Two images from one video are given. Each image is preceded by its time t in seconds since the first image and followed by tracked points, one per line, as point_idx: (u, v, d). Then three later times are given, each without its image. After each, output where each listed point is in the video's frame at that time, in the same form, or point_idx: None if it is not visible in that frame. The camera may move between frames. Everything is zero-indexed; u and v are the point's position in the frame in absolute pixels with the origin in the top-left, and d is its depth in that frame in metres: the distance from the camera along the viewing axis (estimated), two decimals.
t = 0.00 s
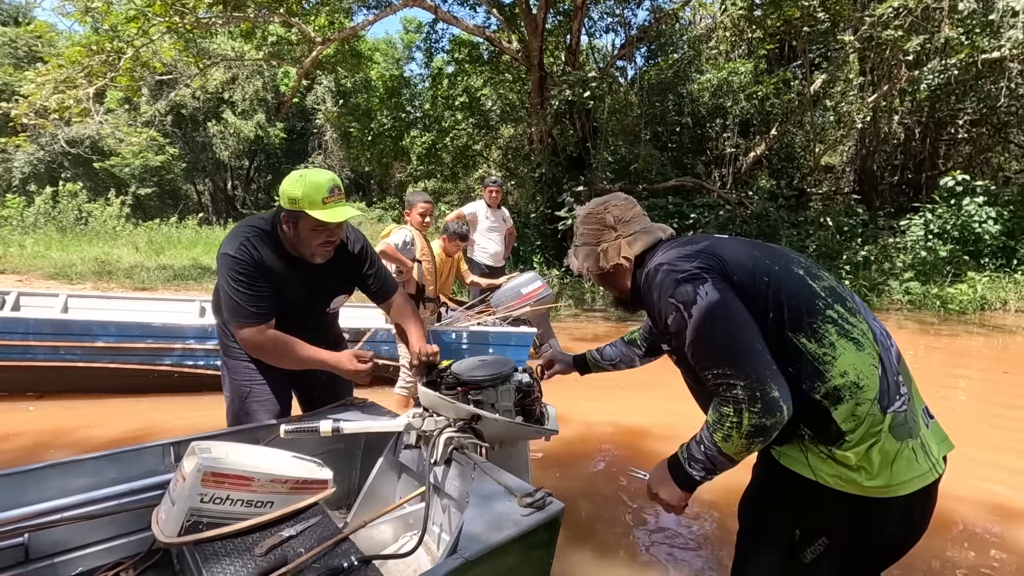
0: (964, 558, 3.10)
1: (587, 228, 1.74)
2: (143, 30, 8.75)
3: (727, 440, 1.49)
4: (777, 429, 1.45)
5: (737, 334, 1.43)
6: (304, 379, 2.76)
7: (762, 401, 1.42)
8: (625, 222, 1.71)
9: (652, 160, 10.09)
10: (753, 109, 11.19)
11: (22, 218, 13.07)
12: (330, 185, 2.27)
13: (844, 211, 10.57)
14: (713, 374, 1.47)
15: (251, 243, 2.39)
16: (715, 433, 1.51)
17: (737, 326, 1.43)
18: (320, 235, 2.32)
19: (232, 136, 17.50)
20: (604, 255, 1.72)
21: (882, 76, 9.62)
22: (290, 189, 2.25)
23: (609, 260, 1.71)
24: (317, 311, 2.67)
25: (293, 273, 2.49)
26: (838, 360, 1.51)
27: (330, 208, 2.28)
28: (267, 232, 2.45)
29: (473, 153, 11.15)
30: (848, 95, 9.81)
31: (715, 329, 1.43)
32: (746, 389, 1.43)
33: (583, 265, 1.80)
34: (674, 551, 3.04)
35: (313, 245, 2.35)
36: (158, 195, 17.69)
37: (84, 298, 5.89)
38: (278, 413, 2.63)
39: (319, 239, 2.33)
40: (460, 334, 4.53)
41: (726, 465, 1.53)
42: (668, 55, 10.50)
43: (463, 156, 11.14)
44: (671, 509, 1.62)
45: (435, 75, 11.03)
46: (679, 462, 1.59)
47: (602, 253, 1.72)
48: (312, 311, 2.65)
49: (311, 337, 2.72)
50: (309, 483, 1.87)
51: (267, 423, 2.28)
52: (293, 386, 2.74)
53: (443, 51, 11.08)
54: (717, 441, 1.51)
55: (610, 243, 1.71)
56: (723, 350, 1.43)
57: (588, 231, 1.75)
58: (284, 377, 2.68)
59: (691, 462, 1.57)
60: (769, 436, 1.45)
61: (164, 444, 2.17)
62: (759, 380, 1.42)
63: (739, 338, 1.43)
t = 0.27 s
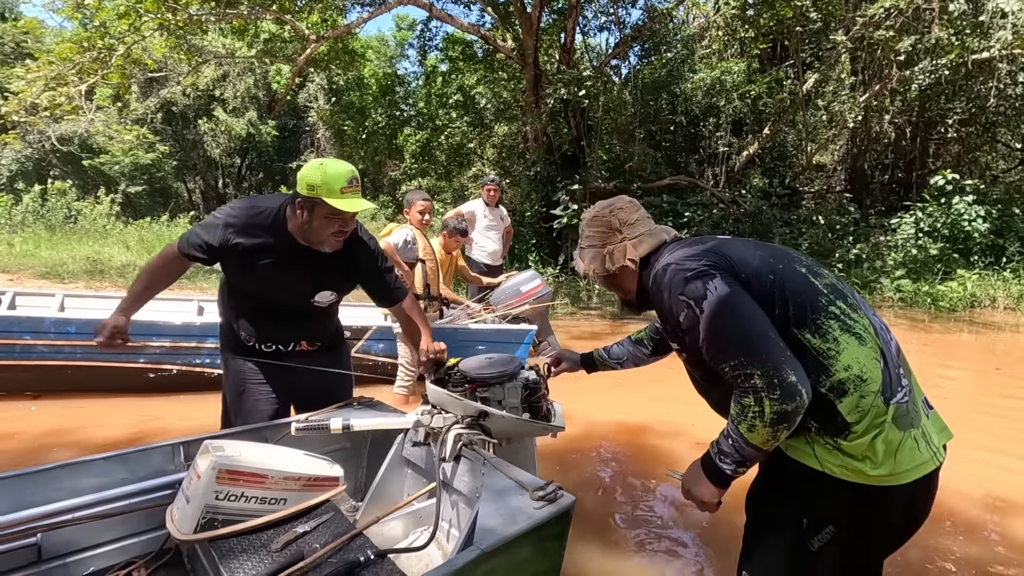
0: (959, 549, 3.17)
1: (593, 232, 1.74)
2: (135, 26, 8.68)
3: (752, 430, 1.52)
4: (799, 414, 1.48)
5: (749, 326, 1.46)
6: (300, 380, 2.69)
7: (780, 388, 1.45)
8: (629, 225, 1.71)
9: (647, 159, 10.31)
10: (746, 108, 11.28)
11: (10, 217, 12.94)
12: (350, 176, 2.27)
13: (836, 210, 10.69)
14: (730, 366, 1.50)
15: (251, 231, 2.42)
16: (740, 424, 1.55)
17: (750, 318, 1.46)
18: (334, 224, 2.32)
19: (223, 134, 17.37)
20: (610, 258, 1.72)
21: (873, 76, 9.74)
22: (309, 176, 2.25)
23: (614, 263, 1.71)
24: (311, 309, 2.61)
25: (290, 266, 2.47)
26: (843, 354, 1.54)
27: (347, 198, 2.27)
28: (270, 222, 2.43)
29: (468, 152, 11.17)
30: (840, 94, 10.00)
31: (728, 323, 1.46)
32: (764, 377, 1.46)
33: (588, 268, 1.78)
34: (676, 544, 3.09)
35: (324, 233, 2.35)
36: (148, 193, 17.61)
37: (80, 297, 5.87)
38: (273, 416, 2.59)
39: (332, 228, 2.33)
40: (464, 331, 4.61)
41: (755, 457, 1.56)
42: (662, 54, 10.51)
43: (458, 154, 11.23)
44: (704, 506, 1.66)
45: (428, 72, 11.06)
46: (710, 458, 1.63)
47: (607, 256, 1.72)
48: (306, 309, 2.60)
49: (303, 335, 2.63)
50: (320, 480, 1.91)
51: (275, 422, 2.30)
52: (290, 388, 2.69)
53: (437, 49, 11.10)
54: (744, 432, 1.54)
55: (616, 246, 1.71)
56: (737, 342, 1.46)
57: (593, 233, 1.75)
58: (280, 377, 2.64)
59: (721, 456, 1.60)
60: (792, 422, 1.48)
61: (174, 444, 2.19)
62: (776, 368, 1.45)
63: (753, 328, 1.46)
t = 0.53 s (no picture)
0: (953, 543, 3.22)
1: (597, 235, 1.75)
2: (126, 24, 8.60)
3: (754, 425, 1.55)
4: (800, 410, 1.51)
5: (752, 325, 1.49)
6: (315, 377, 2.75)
7: (783, 384, 1.48)
8: (632, 228, 1.72)
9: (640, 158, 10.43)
10: (738, 109, 11.38)
11: None
12: (379, 172, 2.37)
13: (828, 209, 10.81)
14: (734, 364, 1.53)
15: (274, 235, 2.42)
16: (742, 420, 1.58)
17: (752, 317, 1.49)
18: (365, 218, 2.39)
19: (214, 133, 17.30)
20: (615, 261, 1.72)
21: (863, 76, 9.85)
22: (341, 170, 2.32)
23: (619, 265, 1.72)
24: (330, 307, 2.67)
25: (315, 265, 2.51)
26: (842, 350, 1.58)
27: (377, 191, 2.35)
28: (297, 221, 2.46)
29: (462, 151, 11.22)
30: (831, 96, 10.11)
31: (732, 322, 1.49)
32: (767, 375, 1.49)
33: (591, 271, 1.78)
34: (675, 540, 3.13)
35: (355, 228, 2.42)
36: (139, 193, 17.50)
37: (77, 297, 5.85)
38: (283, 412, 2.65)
39: (363, 222, 2.40)
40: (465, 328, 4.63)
41: (754, 450, 1.60)
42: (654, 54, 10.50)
43: (452, 153, 11.29)
44: (700, 498, 1.69)
45: (421, 71, 11.21)
46: (709, 452, 1.67)
47: (612, 259, 1.73)
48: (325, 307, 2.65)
49: (324, 332, 2.73)
50: (332, 478, 1.94)
51: (281, 421, 2.31)
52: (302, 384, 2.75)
53: (430, 49, 11.15)
54: (745, 427, 1.57)
55: (620, 249, 1.71)
56: (741, 341, 1.49)
57: (597, 238, 1.76)
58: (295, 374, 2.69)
59: (721, 450, 1.64)
60: (793, 418, 1.51)
61: (182, 443, 2.19)
62: (778, 366, 1.48)
63: (756, 327, 1.49)
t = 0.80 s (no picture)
0: (948, 536, 3.26)
1: (597, 235, 1.77)
2: (117, 22, 8.55)
3: (753, 418, 1.58)
4: (798, 404, 1.53)
5: (752, 321, 1.52)
6: (327, 372, 2.85)
7: (782, 379, 1.51)
8: (632, 228, 1.75)
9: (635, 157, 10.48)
10: (732, 108, 11.46)
11: None
12: (398, 176, 2.38)
13: (820, 208, 10.90)
14: (734, 360, 1.55)
15: (320, 235, 2.41)
16: (742, 414, 1.60)
17: (752, 314, 1.52)
18: (384, 222, 2.41)
19: (207, 131, 17.23)
20: (616, 259, 1.74)
21: (855, 76, 9.93)
22: (362, 175, 2.32)
23: (621, 263, 1.73)
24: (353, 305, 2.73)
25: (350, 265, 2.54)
26: (840, 344, 1.61)
27: (397, 196, 2.37)
28: (333, 224, 2.46)
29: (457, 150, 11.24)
30: (824, 95, 10.17)
31: (733, 318, 1.52)
32: (766, 370, 1.52)
33: (592, 271, 1.80)
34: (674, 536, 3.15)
35: (374, 234, 2.44)
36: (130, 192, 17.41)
37: (70, 296, 5.78)
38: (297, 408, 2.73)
39: (383, 226, 2.43)
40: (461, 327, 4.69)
41: (754, 443, 1.62)
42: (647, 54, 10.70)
43: (446, 152, 11.36)
44: (702, 489, 1.72)
45: (416, 70, 11.16)
46: (711, 445, 1.69)
47: (614, 258, 1.74)
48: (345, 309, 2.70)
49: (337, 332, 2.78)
50: (337, 475, 1.96)
51: (285, 417, 2.33)
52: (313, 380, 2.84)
53: (424, 47, 11.14)
54: (745, 421, 1.59)
55: (621, 248, 1.74)
56: (741, 337, 1.52)
57: (597, 237, 1.77)
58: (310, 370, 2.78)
59: (722, 443, 1.66)
60: (790, 411, 1.54)
61: (186, 440, 2.19)
62: (776, 362, 1.51)
63: (757, 324, 1.51)
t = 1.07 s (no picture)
0: (940, 530, 3.29)
1: (592, 235, 1.77)
2: (110, 19, 8.50)
3: (748, 418, 1.59)
4: (791, 403, 1.55)
5: (747, 321, 1.53)
6: (327, 370, 2.87)
7: (775, 379, 1.52)
8: (627, 228, 1.76)
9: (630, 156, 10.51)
10: (726, 106, 11.50)
11: None
12: (405, 171, 2.43)
13: (814, 206, 10.94)
14: (729, 359, 1.57)
15: (325, 228, 2.42)
16: (737, 413, 1.61)
17: (747, 314, 1.53)
18: (393, 215, 2.44)
19: (201, 129, 17.17)
20: (612, 259, 1.75)
21: (848, 75, 9.98)
22: (370, 169, 2.36)
23: (617, 263, 1.74)
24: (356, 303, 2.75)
25: (354, 260, 2.56)
26: (832, 342, 1.62)
27: (405, 189, 2.41)
28: (339, 218, 2.47)
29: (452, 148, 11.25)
30: (817, 94, 10.15)
31: (728, 318, 1.53)
32: (759, 370, 1.53)
33: (587, 271, 1.81)
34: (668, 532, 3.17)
35: (384, 225, 2.46)
36: (124, 190, 17.35)
37: (63, 296, 5.75)
38: (296, 405, 2.74)
39: (392, 219, 2.45)
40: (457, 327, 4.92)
41: (750, 442, 1.64)
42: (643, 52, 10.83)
43: (442, 150, 11.38)
44: (698, 487, 1.74)
45: (411, 68, 11.15)
46: (708, 444, 1.71)
47: (610, 258, 1.75)
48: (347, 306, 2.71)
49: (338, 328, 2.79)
50: (333, 472, 1.95)
51: (281, 415, 2.33)
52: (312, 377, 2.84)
53: (419, 45, 11.16)
54: (740, 420, 1.61)
55: (617, 248, 1.74)
56: (735, 337, 1.53)
57: (592, 237, 1.78)
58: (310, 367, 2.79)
59: (718, 442, 1.68)
60: (784, 410, 1.56)
61: (182, 437, 2.20)
62: (770, 361, 1.52)
63: (751, 324, 1.53)
